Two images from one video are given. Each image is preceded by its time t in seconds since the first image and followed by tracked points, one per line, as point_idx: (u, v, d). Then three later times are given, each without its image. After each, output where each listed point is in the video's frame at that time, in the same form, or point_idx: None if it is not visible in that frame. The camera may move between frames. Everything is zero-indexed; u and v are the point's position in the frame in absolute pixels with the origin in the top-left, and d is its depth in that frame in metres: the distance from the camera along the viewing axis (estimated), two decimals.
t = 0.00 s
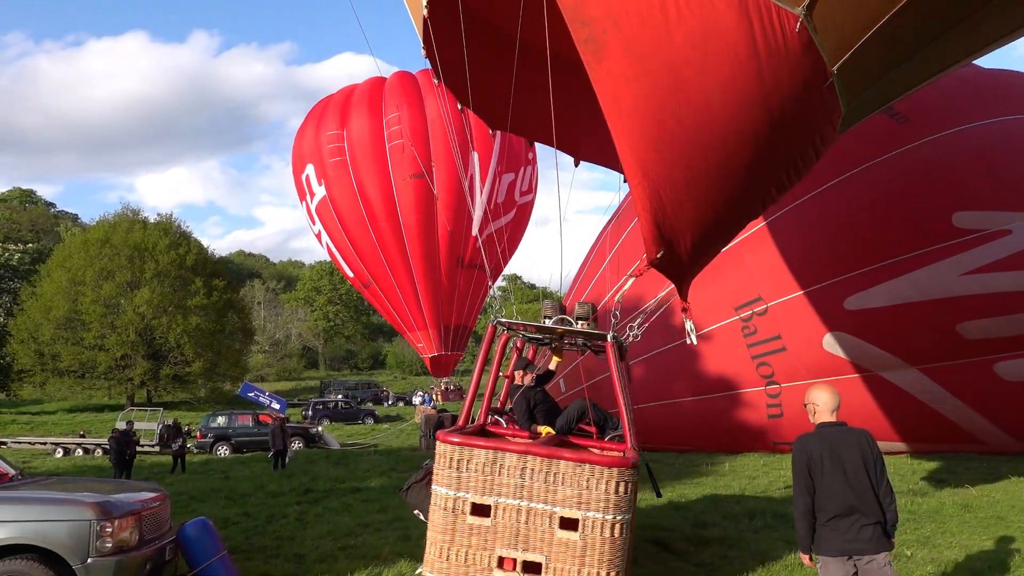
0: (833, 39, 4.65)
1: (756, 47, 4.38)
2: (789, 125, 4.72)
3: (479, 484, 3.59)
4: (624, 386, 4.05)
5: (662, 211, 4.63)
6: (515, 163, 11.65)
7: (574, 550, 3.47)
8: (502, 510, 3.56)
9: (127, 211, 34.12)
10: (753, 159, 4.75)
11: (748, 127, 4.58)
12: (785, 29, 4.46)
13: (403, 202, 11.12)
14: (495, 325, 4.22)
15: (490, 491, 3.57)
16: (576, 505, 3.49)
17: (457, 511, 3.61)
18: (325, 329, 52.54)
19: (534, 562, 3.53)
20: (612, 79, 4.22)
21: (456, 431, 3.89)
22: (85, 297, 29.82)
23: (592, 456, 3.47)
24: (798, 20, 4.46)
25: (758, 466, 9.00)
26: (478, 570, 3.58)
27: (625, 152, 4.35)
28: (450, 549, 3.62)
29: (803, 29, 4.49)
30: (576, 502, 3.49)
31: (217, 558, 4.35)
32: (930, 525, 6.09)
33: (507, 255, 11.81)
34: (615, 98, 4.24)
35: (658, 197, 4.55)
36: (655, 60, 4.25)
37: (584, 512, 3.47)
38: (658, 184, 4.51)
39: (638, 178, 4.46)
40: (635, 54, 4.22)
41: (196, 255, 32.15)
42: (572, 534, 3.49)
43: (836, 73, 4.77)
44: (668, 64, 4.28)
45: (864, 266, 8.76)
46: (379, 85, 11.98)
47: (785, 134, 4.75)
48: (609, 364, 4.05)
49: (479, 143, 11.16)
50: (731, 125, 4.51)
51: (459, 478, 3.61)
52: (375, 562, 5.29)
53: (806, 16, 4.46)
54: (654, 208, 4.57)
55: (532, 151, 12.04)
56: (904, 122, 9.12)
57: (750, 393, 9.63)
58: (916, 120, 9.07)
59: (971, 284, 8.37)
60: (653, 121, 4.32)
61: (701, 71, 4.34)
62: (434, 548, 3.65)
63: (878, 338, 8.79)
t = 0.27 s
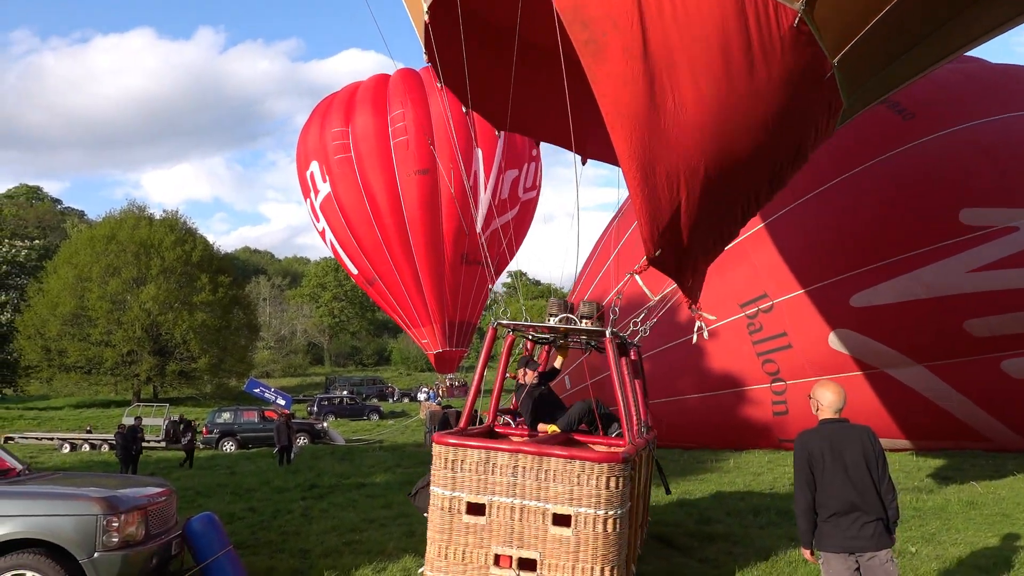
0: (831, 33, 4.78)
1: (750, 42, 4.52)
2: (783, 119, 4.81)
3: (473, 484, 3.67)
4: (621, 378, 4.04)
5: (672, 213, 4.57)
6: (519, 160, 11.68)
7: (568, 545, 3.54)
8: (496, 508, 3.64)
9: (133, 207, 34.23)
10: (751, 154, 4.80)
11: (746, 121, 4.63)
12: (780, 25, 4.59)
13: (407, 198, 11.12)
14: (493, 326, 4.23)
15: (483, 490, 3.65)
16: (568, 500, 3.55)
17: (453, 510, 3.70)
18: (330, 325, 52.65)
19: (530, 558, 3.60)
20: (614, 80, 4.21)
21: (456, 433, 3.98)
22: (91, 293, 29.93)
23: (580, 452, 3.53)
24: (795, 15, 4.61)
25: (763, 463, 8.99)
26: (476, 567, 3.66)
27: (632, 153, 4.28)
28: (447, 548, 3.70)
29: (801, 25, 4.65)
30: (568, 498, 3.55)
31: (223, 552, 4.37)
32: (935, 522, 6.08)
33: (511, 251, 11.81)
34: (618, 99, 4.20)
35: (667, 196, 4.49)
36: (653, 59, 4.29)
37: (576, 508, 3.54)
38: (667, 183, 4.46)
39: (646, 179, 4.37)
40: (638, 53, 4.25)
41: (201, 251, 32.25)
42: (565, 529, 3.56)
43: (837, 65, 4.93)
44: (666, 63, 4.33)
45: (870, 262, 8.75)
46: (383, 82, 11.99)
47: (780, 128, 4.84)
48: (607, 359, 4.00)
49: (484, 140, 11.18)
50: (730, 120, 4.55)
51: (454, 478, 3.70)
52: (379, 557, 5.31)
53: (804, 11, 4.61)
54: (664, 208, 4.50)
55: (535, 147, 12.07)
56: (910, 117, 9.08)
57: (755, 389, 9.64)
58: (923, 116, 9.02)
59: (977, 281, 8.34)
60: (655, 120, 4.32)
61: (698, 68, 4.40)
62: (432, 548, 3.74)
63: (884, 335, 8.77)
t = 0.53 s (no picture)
0: (830, 28, 4.71)
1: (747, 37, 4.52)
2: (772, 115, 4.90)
3: (468, 480, 3.71)
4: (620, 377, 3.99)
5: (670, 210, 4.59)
6: (518, 156, 11.67)
7: (562, 540, 3.57)
8: (490, 504, 3.67)
9: (132, 201, 34.21)
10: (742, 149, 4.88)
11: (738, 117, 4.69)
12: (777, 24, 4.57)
13: (407, 193, 11.11)
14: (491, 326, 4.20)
15: (478, 486, 3.69)
16: (561, 496, 3.58)
17: (449, 506, 3.74)
18: (329, 320, 52.67)
19: (524, 553, 3.63)
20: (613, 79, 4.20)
21: (453, 430, 4.01)
22: (91, 288, 29.91)
23: (573, 447, 3.56)
24: (792, 12, 4.55)
25: (762, 459, 9.00)
26: (471, 563, 3.70)
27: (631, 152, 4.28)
28: (444, 543, 3.74)
29: (797, 20, 4.59)
30: (560, 493, 3.58)
31: (222, 546, 4.38)
32: (933, 519, 6.09)
33: (510, 247, 11.80)
34: (617, 98, 4.21)
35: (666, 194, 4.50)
36: (652, 57, 4.29)
37: (569, 503, 3.56)
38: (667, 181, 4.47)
39: (645, 178, 4.37)
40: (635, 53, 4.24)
41: (201, 246, 32.24)
42: (559, 524, 3.58)
43: (835, 59, 4.91)
44: (665, 61, 4.33)
45: (871, 259, 8.73)
46: (382, 77, 11.98)
47: (771, 123, 4.91)
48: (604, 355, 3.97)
49: (483, 135, 11.17)
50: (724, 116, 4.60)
51: (449, 475, 3.74)
52: (378, 551, 5.32)
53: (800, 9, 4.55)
54: (662, 206, 4.52)
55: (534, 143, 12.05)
56: (911, 114, 9.07)
57: (754, 386, 9.64)
58: (923, 112, 9.03)
59: (977, 278, 8.34)
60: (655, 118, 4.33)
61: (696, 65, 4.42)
62: (430, 543, 3.78)
63: (884, 332, 8.77)
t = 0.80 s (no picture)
0: (831, 26, 4.69)
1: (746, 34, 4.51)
2: (771, 111, 4.91)
3: (467, 475, 3.72)
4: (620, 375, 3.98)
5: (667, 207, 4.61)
6: (517, 152, 11.66)
7: (561, 535, 3.58)
8: (489, 499, 3.68)
9: (132, 197, 34.21)
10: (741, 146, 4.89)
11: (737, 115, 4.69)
12: (775, 20, 4.56)
13: (406, 189, 11.11)
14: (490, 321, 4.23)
15: (477, 482, 3.70)
16: (559, 491, 3.59)
17: (447, 501, 3.74)
18: (329, 316, 52.69)
19: (523, 549, 3.64)
20: (614, 76, 4.21)
21: (451, 426, 4.02)
22: (90, 283, 29.91)
23: (571, 443, 3.57)
24: (791, 9, 4.56)
25: (761, 455, 9.01)
26: (470, 558, 3.71)
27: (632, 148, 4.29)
28: (443, 538, 3.75)
29: (796, 17, 4.60)
30: (559, 488, 3.59)
31: (222, 541, 4.39)
32: (932, 515, 6.10)
33: (509, 243, 11.80)
34: (618, 94, 4.22)
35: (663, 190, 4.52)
36: (652, 53, 4.29)
37: (567, 498, 3.57)
38: (665, 178, 4.49)
39: (645, 174, 4.38)
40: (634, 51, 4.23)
41: (201, 241, 32.26)
42: (557, 519, 3.59)
43: (836, 57, 4.86)
44: (665, 58, 4.32)
45: (873, 256, 8.73)
46: (381, 73, 11.98)
47: (769, 119, 4.93)
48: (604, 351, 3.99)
49: (482, 131, 11.17)
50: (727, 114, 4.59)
51: (448, 470, 3.75)
52: (378, 546, 5.34)
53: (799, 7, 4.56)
54: (661, 202, 4.53)
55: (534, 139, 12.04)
56: (913, 111, 9.07)
57: (754, 383, 9.65)
58: (924, 109, 9.04)
59: (978, 275, 8.34)
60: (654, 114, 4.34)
61: (698, 61, 4.40)
62: (429, 539, 3.79)
63: (884, 329, 8.78)
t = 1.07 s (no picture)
0: (826, 24, 4.73)
1: (740, 31, 4.54)
2: (769, 109, 4.92)
3: (464, 475, 3.74)
4: (614, 371, 4.05)
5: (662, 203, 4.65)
6: (516, 149, 11.66)
7: (557, 532, 3.59)
8: (486, 498, 3.70)
9: (132, 193, 34.20)
10: (738, 142, 4.92)
11: (733, 111, 4.73)
12: (769, 16, 4.61)
13: (405, 185, 11.10)
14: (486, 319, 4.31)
15: (474, 481, 3.72)
16: (555, 488, 3.60)
17: (445, 500, 3.76)
18: (329, 312, 52.71)
19: (520, 547, 3.66)
20: (611, 74, 4.22)
21: (448, 427, 4.05)
22: (90, 280, 29.91)
23: (566, 440, 3.58)
24: (785, 7, 4.61)
25: (761, 452, 9.02)
26: (468, 557, 3.72)
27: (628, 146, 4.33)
28: (441, 538, 3.77)
29: (791, 15, 4.65)
30: (555, 486, 3.60)
31: (222, 537, 4.40)
32: (930, 511, 6.12)
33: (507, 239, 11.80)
34: (614, 92, 4.23)
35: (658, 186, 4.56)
36: (648, 51, 4.28)
37: (564, 495, 3.59)
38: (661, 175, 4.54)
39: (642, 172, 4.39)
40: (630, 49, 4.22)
41: (200, 238, 32.26)
42: (554, 516, 3.61)
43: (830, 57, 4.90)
44: (661, 56, 4.31)
45: (872, 253, 8.74)
46: (379, 71, 11.98)
47: (766, 116, 4.94)
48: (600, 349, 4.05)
49: (481, 127, 11.18)
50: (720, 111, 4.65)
51: (444, 470, 3.77)
52: (378, 542, 5.35)
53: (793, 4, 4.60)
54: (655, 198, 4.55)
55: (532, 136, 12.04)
56: (913, 107, 9.07)
57: (754, 380, 9.66)
58: (924, 106, 9.03)
59: (978, 272, 8.35)
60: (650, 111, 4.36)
61: (694, 58, 4.40)
62: (428, 539, 3.81)
63: (884, 327, 8.79)
